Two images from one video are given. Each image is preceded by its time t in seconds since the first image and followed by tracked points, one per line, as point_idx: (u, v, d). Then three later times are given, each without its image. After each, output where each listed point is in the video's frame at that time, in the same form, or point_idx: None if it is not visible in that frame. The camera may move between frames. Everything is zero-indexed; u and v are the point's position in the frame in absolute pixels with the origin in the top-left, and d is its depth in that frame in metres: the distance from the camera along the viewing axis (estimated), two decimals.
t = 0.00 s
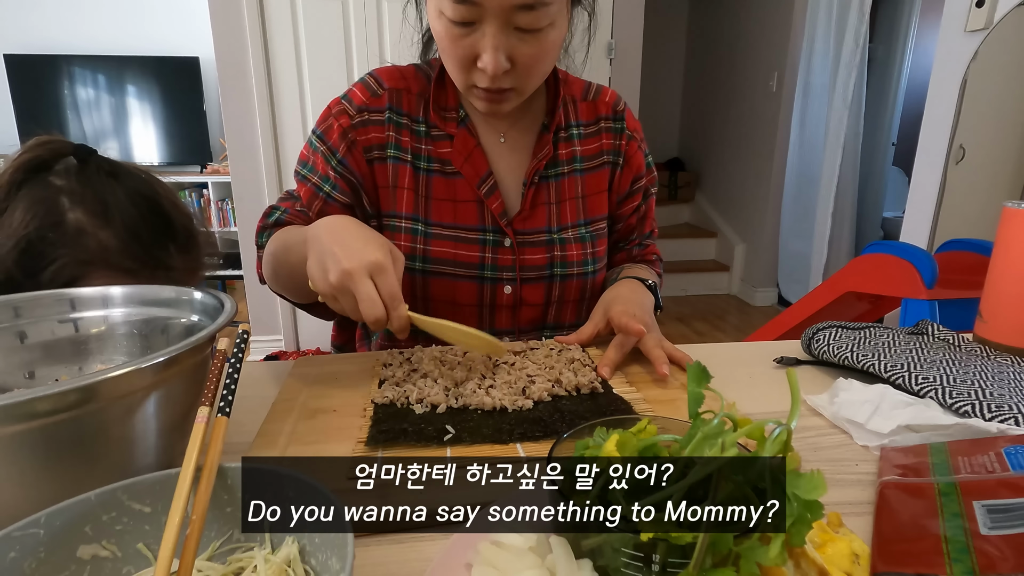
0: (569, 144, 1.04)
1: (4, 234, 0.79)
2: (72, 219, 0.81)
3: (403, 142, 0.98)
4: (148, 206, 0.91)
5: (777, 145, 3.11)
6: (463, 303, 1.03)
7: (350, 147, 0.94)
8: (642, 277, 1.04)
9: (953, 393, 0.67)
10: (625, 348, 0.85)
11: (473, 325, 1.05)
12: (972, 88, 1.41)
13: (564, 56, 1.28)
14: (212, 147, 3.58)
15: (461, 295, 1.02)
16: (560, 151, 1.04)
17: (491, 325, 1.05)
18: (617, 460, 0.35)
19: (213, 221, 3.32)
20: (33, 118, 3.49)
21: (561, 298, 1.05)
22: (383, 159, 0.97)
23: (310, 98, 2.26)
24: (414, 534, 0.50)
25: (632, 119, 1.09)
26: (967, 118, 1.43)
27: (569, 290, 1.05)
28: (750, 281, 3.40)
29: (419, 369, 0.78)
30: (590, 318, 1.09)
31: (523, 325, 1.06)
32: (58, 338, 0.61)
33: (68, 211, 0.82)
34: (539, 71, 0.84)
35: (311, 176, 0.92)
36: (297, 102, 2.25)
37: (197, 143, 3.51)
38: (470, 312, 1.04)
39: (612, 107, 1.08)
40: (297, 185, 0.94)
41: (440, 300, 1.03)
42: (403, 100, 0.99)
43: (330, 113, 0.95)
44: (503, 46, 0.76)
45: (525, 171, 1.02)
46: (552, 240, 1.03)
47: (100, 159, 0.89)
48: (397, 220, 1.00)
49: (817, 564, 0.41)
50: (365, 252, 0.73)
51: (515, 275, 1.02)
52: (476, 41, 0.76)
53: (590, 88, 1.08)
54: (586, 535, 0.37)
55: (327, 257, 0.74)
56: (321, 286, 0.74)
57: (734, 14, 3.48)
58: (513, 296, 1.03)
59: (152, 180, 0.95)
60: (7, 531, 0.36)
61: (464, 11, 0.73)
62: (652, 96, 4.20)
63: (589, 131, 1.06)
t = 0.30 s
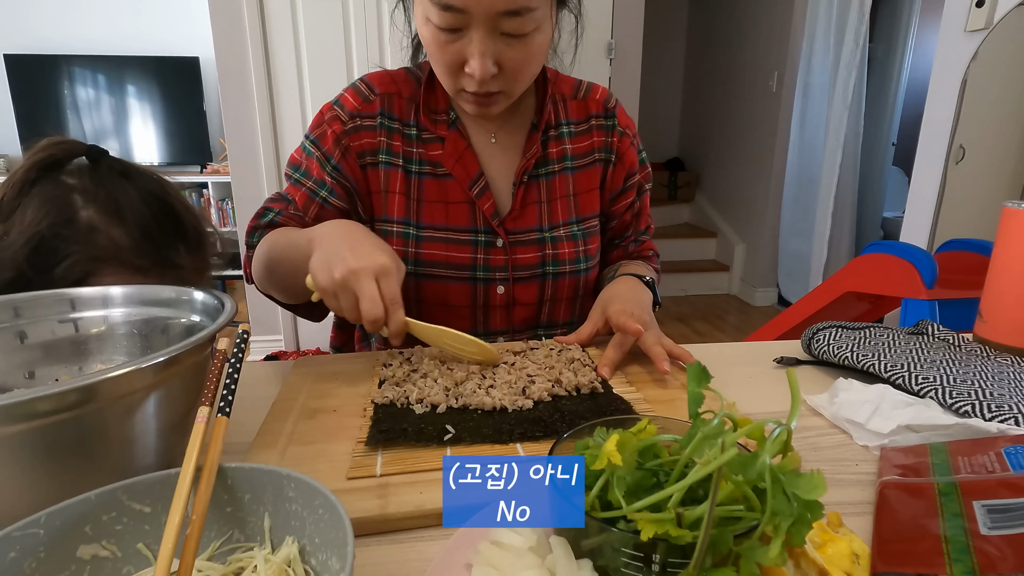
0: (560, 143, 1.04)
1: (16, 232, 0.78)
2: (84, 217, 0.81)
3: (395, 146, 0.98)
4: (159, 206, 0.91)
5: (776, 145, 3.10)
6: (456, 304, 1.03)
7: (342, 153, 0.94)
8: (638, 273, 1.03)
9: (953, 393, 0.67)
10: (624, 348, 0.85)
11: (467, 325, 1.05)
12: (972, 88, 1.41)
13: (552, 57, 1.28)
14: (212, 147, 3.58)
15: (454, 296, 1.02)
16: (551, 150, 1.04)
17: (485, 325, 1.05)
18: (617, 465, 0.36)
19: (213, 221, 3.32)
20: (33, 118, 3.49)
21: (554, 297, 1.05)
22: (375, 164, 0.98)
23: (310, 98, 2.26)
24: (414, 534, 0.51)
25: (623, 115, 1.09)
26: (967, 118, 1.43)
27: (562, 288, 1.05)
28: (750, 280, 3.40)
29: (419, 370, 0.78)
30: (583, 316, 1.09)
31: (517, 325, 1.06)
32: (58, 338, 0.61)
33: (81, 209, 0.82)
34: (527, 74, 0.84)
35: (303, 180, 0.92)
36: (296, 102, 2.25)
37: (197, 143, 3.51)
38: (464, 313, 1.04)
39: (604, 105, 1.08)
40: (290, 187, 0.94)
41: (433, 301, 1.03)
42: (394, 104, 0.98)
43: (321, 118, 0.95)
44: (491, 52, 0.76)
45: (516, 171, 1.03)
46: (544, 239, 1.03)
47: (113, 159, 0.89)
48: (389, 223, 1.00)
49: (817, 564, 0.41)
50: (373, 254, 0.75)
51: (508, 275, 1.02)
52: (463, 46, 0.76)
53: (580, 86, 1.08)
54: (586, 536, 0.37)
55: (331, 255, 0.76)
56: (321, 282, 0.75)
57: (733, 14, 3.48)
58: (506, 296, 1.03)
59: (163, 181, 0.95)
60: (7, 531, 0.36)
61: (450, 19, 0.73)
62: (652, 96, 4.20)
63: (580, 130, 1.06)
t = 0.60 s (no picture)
0: (554, 142, 1.04)
1: (16, 231, 0.79)
2: (83, 216, 0.82)
3: (387, 148, 0.98)
4: (160, 207, 0.91)
5: (776, 145, 3.11)
6: (452, 304, 1.03)
7: (334, 156, 0.94)
8: (636, 270, 1.03)
9: (953, 393, 0.67)
10: (623, 346, 0.85)
11: (464, 325, 1.05)
12: (972, 88, 1.41)
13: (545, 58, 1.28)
14: (213, 147, 3.58)
15: (450, 296, 1.02)
16: (545, 149, 1.04)
17: (482, 326, 1.05)
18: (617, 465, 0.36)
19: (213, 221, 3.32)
20: (32, 118, 3.49)
21: (550, 295, 1.05)
22: (367, 166, 0.98)
23: (310, 98, 2.26)
24: (414, 534, 0.51)
25: (616, 113, 1.09)
26: (967, 118, 1.43)
27: (558, 287, 1.05)
28: (750, 280, 3.40)
29: (419, 370, 0.78)
30: (580, 315, 1.09)
31: (514, 325, 1.06)
32: (58, 338, 0.61)
33: (80, 209, 0.82)
34: (519, 77, 0.84)
35: (294, 183, 0.92)
36: (296, 102, 2.25)
37: (197, 143, 3.52)
38: (459, 313, 1.04)
39: (597, 103, 1.08)
40: (282, 191, 0.95)
41: (429, 302, 1.03)
42: (386, 106, 0.98)
43: (313, 121, 0.95)
44: (483, 54, 0.76)
45: (510, 170, 1.03)
46: (539, 238, 1.03)
47: (116, 159, 0.89)
48: (383, 225, 1.00)
49: (817, 564, 0.41)
50: (326, 250, 0.76)
51: (503, 274, 1.02)
52: (455, 48, 0.76)
53: (573, 86, 1.08)
54: (585, 536, 0.37)
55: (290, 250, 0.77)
56: (281, 280, 0.77)
57: (734, 14, 3.48)
58: (502, 296, 1.03)
59: (166, 181, 0.95)
60: (7, 531, 0.36)
61: (443, 20, 0.73)
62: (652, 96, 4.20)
63: (574, 128, 1.06)
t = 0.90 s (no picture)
0: (545, 141, 1.04)
1: (12, 238, 0.78)
2: (80, 219, 0.81)
3: (377, 149, 0.98)
4: (156, 207, 0.91)
5: (777, 145, 3.11)
6: (442, 304, 1.03)
7: (324, 158, 0.95)
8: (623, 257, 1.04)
9: (953, 393, 0.67)
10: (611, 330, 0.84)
11: (456, 325, 1.04)
12: (972, 88, 1.41)
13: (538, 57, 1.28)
14: (212, 147, 3.58)
15: (441, 296, 1.02)
16: (536, 149, 1.04)
17: (474, 325, 1.05)
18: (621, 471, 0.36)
19: (213, 221, 3.32)
20: (33, 119, 3.49)
21: (542, 295, 1.05)
22: (358, 167, 0.98)
23: (310, 98, 2.26)
24: (414, 534, 0.51)
25: (611, 112, 1.08)
26: (967, 118, 1.43)
27: (550, 287, 1.05)
28: (750, 280, 3.40)
29: (419, 370, 0.78)
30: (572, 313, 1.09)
31: (505, 324, 1.06)
32: (58, 338, 0.61)
33: (77, 212, 0.82)
34: (508, 77, 0.84)
35: (288, 188, 0.94)
36: (296, 102, 2.25)
37: (197, 143, 3.51)
38: (451, 313, 1.04)
39: (590, 102, 1.07)
40: (278, 196, 0.96)
41: (420, 302, 1.03)
42: (376, 106, 0.98)
43: (306, 125, 0.96)
44: (470, 53, 0.76)
45: (501, 170, 1.02)
46: (530, 238, 1.03)
47: (109, 160, 0.89)
48: (374, 226, 1.00)
49: (817, 564, 0.41)
50: (297, 253, 0.78)
51: (494, 274, 1.02)
52: (443, 46, 0.76)
53: (566, 85, 1.07)
54: (586, 536, 0.37)
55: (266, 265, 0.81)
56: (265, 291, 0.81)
57: (733, 13, 3.48)
58: (493, 295, 1.03)
59: (159, 180, 0.95)
60: (7, 531, 0.36)
61: (431, 17, 0.73)
62: (652, 96, 4.20)
63: (566, 128, 1.05)
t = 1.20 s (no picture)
0: (544, 145, 1.03)
1: (8, 243, 0.78)
2: (76, 225, 0.81)
3: (374, 153, 0.98)
4: (153, 210, 0.91)
5: (777, 145, 3.10)
6: (439, 307, 1.03)
7: (320, 163, 0.97)
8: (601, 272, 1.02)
9: (953, 393, 0.67)
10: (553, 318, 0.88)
11: (453, 328, 1.04)
12: (972, 88, 1.41)
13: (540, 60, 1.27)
14: (213, 147, 3.58)
15: (438, 299, 1.02)
16: (535, 152, 1.03)
17: (472, 327, 1.04)
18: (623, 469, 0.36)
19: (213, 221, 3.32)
20: (33, 118, 3.49)
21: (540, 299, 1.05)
22: (354, 171, 0.98)
23: (310, 98, 2.26)
24: (413, 534, 0.51)
25: (610, 114, 1.07)
26: (967, 119, 1.43)
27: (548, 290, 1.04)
28: (750, 280, 3.40)
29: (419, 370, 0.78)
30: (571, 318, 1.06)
31: (503, 328, 1.05)
32: (58, 338, 0.61)
33: (72, 217, 0.82)
34: (510, 79, 0.84)
35: (292, 190, 1.02)
36: (296, 101, 2.25)
37: (197, 143, 3.52)
38: (448, 315, 1.03)
39: (589, 104, 1.06)
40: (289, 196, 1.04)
41: (417, 305, 1.03)
42: (373, 110, 0.99)
43: (308, 129, 0.99)
44: (475, 54, 0.76)
45: (500, 173, 1.03)
46: (529, 241, 1.03)
47: (104, 163, 0.89)
48: (371, 229, 1.01)
49: (817, 564, 0.41)
50: (289, 275, 0.86)
51: (492, 276, 1.02)
52: (448, 46, 0.76)
53: (566, 86, 1.07)
54: (586, 536, 0.37)
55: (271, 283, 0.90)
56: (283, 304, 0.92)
57: (734, 13, 3.48)
58: (491, 298, 1.03)
59: (154, 182, 0.95)
60: (7, 531, 0.36)
61: (437, 16, 0.72)
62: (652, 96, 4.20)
63: (565, 131, 1.05)
